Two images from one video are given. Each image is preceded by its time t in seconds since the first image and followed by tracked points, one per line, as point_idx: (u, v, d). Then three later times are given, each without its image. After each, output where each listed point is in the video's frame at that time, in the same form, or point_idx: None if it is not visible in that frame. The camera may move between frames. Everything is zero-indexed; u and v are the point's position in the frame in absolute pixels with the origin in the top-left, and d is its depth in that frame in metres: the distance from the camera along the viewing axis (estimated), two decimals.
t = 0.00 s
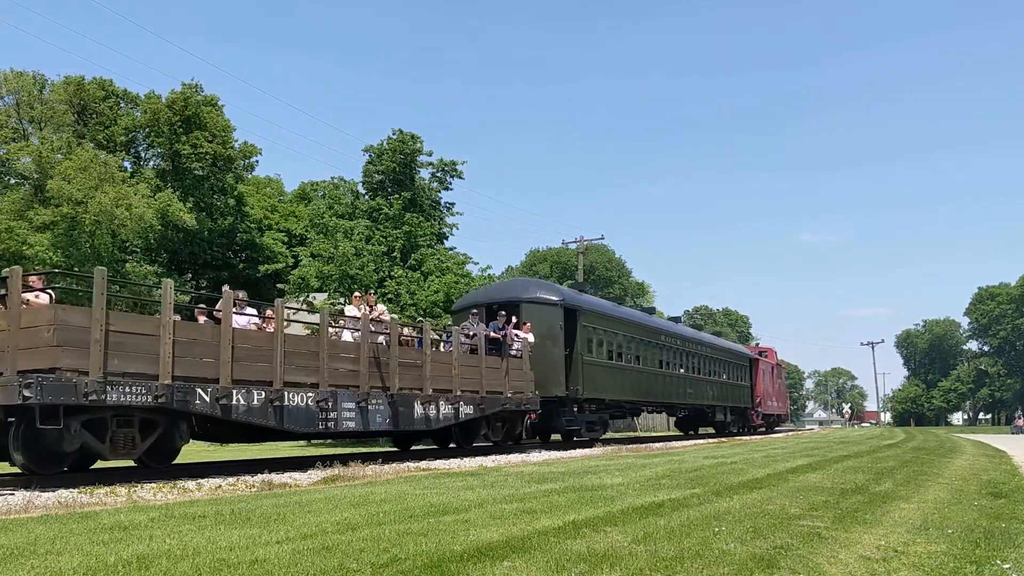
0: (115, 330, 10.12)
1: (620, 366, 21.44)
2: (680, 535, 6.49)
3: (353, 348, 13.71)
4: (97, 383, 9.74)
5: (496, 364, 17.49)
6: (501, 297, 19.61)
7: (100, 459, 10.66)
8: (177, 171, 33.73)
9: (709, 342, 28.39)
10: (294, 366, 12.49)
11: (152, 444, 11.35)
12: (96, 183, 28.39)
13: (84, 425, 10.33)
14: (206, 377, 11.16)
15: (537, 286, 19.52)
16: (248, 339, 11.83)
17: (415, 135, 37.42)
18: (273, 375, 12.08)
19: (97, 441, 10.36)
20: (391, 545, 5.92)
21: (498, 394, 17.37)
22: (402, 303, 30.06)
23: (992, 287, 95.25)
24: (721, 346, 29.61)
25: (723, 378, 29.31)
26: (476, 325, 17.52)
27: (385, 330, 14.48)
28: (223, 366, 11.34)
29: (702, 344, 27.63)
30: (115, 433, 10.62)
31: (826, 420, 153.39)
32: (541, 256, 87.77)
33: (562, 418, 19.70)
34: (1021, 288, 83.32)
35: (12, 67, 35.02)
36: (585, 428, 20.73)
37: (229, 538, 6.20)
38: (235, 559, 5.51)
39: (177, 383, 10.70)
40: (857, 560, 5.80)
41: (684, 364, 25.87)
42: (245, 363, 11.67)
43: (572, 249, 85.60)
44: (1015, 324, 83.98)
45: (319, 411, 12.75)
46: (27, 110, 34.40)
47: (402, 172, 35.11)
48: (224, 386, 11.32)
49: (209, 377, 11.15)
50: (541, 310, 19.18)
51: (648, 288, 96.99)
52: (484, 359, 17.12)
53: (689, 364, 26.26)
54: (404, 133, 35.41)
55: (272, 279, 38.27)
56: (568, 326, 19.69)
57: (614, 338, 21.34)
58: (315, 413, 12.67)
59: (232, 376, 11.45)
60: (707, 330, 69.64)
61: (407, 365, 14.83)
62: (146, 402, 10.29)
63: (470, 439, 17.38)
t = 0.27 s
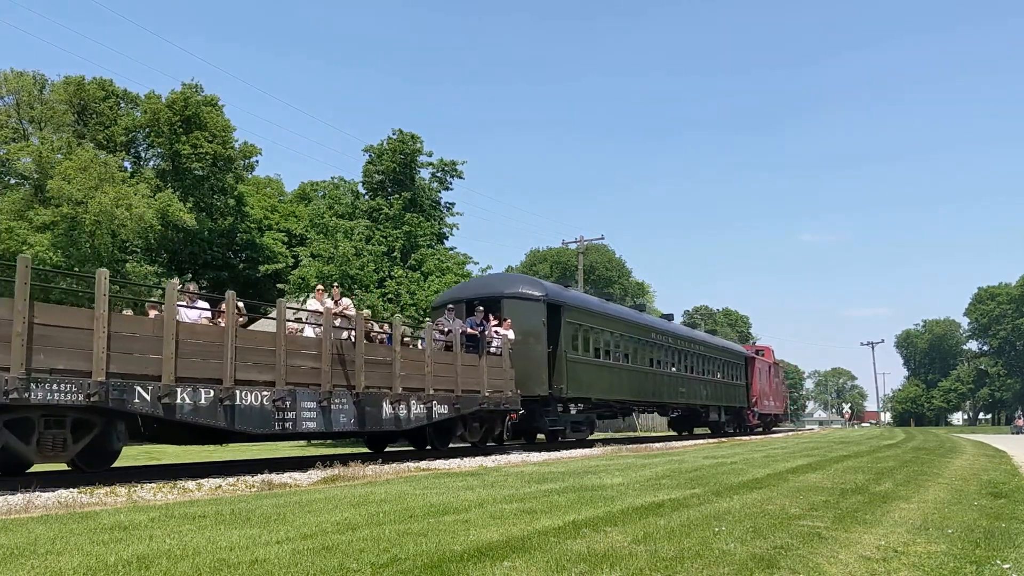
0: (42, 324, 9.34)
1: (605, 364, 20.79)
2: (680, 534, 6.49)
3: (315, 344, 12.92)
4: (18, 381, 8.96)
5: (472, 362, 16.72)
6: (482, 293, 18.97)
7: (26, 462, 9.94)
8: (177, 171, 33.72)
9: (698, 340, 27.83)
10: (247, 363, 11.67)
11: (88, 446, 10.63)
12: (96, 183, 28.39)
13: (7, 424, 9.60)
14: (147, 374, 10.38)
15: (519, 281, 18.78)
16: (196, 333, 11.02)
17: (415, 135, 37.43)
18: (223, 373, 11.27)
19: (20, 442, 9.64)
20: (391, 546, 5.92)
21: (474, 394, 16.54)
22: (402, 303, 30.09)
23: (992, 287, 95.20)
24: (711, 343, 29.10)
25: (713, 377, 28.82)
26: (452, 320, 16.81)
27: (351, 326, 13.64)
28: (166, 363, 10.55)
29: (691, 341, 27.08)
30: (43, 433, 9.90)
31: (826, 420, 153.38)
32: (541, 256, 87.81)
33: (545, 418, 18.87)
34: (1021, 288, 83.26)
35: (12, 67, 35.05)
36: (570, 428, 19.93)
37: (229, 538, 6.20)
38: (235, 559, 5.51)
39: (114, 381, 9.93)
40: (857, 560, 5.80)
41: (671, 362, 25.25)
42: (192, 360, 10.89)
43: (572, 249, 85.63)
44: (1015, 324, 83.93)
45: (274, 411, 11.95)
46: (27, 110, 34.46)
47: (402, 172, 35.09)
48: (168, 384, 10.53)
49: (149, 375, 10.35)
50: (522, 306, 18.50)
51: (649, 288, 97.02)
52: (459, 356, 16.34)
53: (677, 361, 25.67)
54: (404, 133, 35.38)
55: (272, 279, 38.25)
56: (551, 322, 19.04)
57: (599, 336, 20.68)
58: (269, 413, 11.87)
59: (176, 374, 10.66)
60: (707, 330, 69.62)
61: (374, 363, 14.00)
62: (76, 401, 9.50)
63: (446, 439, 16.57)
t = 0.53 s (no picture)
0: None
1: (593, 362, 20.14)
2: (680, 535, 6.49)
3: (274, 338, 11.82)
4: None
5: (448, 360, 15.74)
6: (461, 288, 18.20)
7: None
8: (176, 171, 33.73)
9: (692, 338, 27.21)
10: (195, 359, 10.58)
11: (16, 448, 9.70)
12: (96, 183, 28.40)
13: None
14: (79, 369, 9.29)
15: (499, 276, 18.04)
16: (134, 326, 9.89)
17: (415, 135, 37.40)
18: (167, 369, 10.18)
19: None
20: (390, 546, 5.92)
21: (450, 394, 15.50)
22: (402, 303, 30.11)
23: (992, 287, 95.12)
24: (705, 342, 28.48)
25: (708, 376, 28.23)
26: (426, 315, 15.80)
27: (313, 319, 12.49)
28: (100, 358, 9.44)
29: (684, 340, 26.46)
30: None
31: (826, 420, 153.33)
32: (541, 256, 87.83)
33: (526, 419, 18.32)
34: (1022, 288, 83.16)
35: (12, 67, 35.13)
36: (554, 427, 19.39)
37: (229, 538, 6.20)
38: (235, 559, 5.51)
39: (38, 377, 8.88)
40: (857, 560, 5.80)
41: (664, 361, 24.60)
42: (130, 356, 9.80)
43: (572, 249, 85.64)
44: (1015, 324, 83.83)
45: (224, 411, 10.85)
46: (27, 110, 34.56)
47: (402, 172, 35.07)
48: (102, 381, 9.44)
49: (79, 371, 9.25)
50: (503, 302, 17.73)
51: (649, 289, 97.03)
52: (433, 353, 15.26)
53: (670, 360, 25.04)
54: (404, 133, 35.33)
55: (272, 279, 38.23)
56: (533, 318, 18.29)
57: (586, 333, 20.00)
58: (221, 412, 10.81)
59: (111, 370, 9.56)
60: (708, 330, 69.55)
61: (338, 359, 12.91)
62: None
63: (420, 441, 15.71)
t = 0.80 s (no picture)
0: None
1: (579, 360, 19.55)
2: (680, 535, 6.49)
3: (224, 332, 10.98)
4: None
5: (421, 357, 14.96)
6: (439, 283, 17.57)
7: None
8: (177, 171, 33.71)
9: (682, 336, 26.66)
10: (135, 355, 9.74)
11: None
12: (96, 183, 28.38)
13: None
14: None
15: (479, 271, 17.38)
16: (63, 319, 9.09)
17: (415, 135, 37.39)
18: (99, 366, 9.33)
19: None
20: (390, 546, 5.92)
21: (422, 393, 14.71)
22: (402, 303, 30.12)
23: (992, 287, 95.07)
24: (695, 340, 27.95)
25: (699, 375, 27.73)
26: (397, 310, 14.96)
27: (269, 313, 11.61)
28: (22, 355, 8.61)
29: (673, 338, 25.89)
30: None
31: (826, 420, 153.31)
32: (541, 256, 87.81)
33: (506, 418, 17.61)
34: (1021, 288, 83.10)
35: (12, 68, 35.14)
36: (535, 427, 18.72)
37: (229, 538, 6.20)
38: (235, 559, 5.51)
39: None
40: (857, 560, 5.80)
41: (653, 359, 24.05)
42: (61, 352, 9.01)
43: (572, 249, 85.64)
44: (1015, 324, 83.79)
45: (166, 411, 10.02)
46: (27, 110, 34.62)
47: (402, 172, 35.07)
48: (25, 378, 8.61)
49: None
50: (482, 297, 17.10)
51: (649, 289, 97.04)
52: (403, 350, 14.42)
53: (658, 358, 24.47)
54: (404, 133, 35.32)
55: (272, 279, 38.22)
56: (515, 314, 17.66)
57: (571, 331, 19.40)
58: (164, 413, 10.00)
59: (37, 366, 8.75)
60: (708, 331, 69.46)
61: (297, 355, 12.08)
62: None
63: (389, 442, 14.98)
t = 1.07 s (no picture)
0: None
1: (564, 358, 18.93)
2: (680, 534, 6.49)
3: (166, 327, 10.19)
4: None
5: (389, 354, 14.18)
6: (415, 277, 16.83)
7: None
8: (176, 171, 33.71)
9: (672, 333, 26.07)
10: (64, 351, 9.05)
11: None
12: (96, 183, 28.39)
13: None
14: None
15: (457, 264, 16.65)
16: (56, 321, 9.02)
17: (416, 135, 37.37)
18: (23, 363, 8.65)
19: None
20: (391, 546, 5.92)
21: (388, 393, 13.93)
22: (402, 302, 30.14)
23: (992, 287, 95.05)
24: (687, 337, 27.37)
25: (691, 373, 27.20)
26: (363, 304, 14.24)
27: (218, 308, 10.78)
28: None
29: (664, 335, 25.27)
30: None
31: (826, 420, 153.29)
32: (541, 256, 87.83)
33: (483, 418, 16.69)
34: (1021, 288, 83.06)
35: (11, 68, 35.10)
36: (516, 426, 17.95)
37: (229, 538, 6.20)
38: (235, 559, 5.51)
39: None
40: (857, 559, 5.80)
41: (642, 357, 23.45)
42: None
43: (572, 249, 85.63)
44: (1015, 324, 83.82)
45: (98, 411, 9.30)
46: (27, 110, 34.56)
47: (402, 172, 35.05)
48: None
49: None
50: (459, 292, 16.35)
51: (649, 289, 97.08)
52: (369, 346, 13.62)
53: (648, 356, 23.90)
54: (404, 133, 35.30)
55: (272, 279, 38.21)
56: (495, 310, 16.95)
57: (556, 328, 18.76)
58: (96, 413, 9.29)
59: None
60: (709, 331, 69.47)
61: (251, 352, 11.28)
62: None
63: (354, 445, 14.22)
